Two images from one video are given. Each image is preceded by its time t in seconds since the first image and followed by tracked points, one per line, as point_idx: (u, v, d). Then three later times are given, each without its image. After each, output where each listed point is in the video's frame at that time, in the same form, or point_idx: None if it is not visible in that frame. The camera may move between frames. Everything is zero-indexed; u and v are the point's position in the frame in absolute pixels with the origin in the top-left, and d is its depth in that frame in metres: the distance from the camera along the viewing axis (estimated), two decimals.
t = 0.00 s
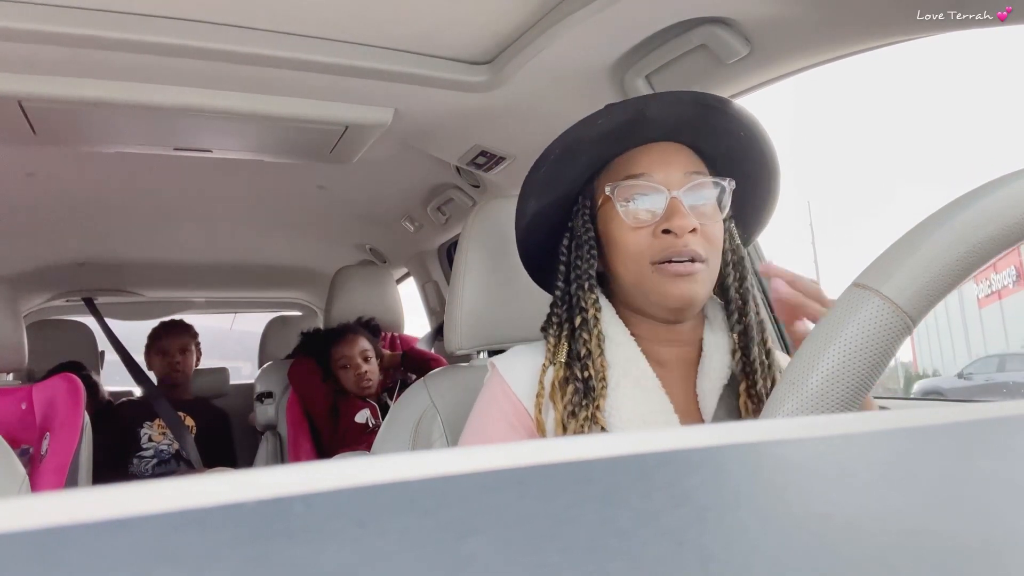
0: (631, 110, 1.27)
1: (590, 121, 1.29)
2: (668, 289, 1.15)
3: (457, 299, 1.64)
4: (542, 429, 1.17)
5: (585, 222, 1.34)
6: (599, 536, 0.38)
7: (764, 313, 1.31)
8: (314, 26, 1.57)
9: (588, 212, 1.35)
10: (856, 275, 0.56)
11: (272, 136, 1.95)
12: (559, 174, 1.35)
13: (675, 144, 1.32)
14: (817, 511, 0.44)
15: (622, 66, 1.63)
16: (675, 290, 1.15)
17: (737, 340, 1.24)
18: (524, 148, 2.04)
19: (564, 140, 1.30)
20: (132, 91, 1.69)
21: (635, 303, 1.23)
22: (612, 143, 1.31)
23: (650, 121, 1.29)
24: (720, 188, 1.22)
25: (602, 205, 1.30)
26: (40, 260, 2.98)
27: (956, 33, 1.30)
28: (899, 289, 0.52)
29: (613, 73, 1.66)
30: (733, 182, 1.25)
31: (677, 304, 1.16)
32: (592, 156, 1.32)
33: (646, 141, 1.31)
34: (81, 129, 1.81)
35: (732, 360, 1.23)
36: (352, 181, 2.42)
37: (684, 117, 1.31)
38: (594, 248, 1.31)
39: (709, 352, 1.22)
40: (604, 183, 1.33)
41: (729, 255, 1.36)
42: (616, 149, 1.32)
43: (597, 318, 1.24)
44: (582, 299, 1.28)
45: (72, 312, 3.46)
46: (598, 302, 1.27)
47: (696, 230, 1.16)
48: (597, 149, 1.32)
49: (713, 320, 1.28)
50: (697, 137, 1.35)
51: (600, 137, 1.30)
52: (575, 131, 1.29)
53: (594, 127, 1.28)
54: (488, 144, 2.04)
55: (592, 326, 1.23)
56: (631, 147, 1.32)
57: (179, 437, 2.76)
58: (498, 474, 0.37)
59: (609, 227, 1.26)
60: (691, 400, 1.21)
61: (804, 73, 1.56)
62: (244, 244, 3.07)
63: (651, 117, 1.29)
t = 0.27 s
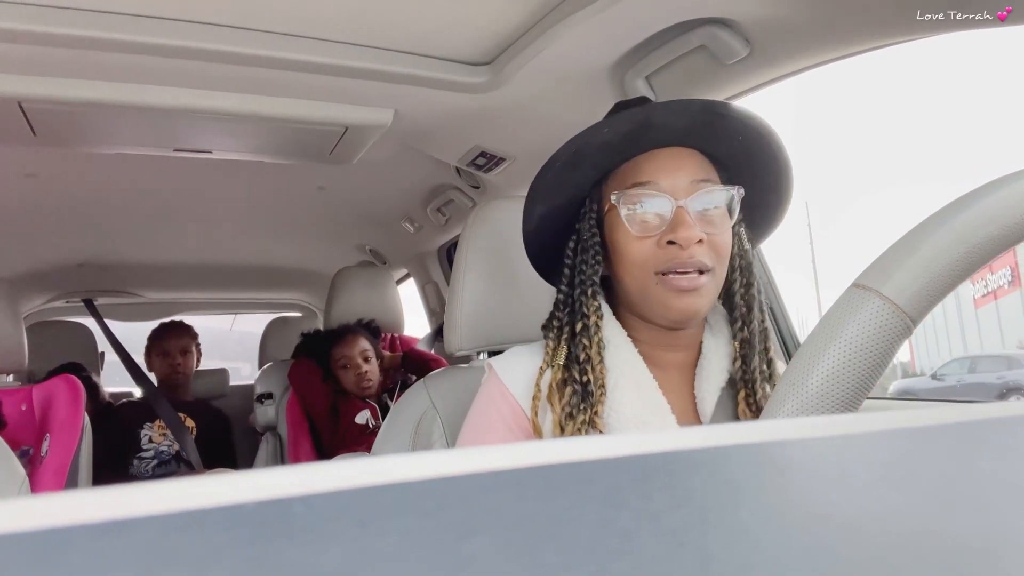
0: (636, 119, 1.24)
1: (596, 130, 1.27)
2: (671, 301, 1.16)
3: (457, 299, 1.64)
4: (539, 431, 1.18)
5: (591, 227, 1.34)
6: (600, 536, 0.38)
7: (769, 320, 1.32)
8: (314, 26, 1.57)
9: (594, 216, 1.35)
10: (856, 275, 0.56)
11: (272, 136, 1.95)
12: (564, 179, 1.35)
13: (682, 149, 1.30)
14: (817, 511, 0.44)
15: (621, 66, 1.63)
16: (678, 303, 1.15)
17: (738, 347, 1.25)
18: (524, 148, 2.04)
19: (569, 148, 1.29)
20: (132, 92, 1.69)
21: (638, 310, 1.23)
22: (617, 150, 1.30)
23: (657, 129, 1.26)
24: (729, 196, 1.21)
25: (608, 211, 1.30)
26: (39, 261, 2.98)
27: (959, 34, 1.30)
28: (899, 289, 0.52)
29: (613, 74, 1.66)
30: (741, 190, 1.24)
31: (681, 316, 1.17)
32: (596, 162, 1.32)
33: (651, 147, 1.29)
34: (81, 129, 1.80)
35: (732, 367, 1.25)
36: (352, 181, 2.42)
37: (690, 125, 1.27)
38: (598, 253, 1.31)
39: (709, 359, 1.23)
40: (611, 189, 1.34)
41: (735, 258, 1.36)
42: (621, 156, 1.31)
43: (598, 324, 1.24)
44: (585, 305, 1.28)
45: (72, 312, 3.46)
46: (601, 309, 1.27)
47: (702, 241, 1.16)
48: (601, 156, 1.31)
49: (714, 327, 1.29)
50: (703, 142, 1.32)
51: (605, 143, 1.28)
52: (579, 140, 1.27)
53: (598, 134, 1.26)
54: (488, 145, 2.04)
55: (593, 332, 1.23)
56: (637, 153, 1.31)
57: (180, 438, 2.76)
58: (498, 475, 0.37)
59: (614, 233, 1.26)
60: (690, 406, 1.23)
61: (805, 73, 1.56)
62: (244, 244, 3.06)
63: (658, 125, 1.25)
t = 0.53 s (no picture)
0: (643, 117, 1.25)
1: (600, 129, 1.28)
2: (682, 300, 1.16)
3: (457, 300, 1.65)
4: (547, 433, 1.17)
5: (600, 229, 1.35)
6: (600, 537, 0.38)
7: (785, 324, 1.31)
8: (313, 27, 1.57)
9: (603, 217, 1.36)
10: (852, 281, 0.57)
11: (272, 137, 1.95)
12: (571, 180, 1.36)
13: (689, 148, 1.31)
14: (818, 512, 0.44)
15: (621, 67, 1.63)
16: (689, 301, 1.15)
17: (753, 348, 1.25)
18: (524, 149, 2.04)
19: (575, 148, 1.30)
20: (132, 93, 1.69)
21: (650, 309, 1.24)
22: (623, 150, 1.30)
23: (664, 127, 1.27)
24: (741, 192, 1.20)
25: (617, 212, 1.30)
26: (39, 261, 2.98)
27: (960, 33, 1.31)
28: (893, 296, 0.53)
29: (613, 74, 1.66)
30: (753, 186, 1.23)
31: (693, 313, 1.17)
32: (603, 161, 1.32)
33: (658, 147, 1.30)
34: (80, 130, 1.80)
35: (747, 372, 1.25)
36: (352, 182, 2.42)
37: (696, 124, 1.28)
38: (608, 255, 1.31)
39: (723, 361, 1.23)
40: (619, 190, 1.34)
41: (750, 259, 1.36)
42: (628, 156, 1.32)
43: (609, 327, 1.24)
44: (595, 306, 1.28)
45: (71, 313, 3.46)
46: (610, 311, 1.27)
47: (712, 238, 1.15)
48: (607, 156, 1.31)
49: (729, 328, 1.29)
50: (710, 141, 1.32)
51: (611, 144, 1.29)
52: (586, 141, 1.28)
53: (605, 134, 1.27)
54: (488, 145, 2.04)
55: (604, 335, 1.23)
56: (643, 154, 1.31)
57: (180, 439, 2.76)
58: (500, 475, 0.37)
59: (624, 233, 1.27)
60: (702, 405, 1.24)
61: (805, 75, 1.56)
62: (244, 245, 3.06)
63: (665, 123, 1.26)
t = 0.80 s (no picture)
0: (631, 121, 1.25)
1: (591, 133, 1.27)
2: (667, 300, 1.15)
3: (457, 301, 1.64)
4: (541, 430, 1.17)
5: (589, 229, 1.36)
6: (600, 536, 0.38)
7: (770, 320, 1.32)
8: (314, 26, 1.57)
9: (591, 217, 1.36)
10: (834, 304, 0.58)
11: (272, 137, 1.95)
12: (561, 181, 1.36)
13: (677, 150, 1.31)
14: (818, 511, 0.44)
15: (621, 66, 1.63)
16: (673, 302, 1.15)
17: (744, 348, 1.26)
18: (524, 149, 2.05)
19: (565, 150, 1.30)
20: (132, 92, 1.69)
21: (637, 310, 1.23)
22: (612, 152, 1.31)
23: (652, 131, 1.27)
24: (724, 196, 1.21)
25: (604, 213, 1.31)
26: (39, 261, 2.98)
27: (961, 34, 1.31)
28: (872, 320, 0.54)
29: (613, 74, 1.66)
30: (736, 190, 1.24)
31: (678, 313, 1.16)
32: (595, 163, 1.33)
33: (646, 150, 1.30)
34: (81, 129, 1.80)
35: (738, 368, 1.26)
36: (352, 181, 2.42)
37: (686, 126, 1.28)
38: (597, 256, 1.33)
39: (715, 361, 1.24)
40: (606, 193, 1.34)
41: (733, 258, 1.36)
42: (618, 158, 1.32)
43: (597, 323, 1.25)
44: (584, 305, 1.28)
45: (71, 312, 3.46)
46: (599, 310, 1.27)
47: (697, 241, 1.15)
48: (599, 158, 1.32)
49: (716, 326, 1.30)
50: (699, 142, 1.33)
51: (601, 146, 1.29)
52: (574, 144, 1.28)
53: (594, 138, 1.27)
54: (488, 145, 2.04)
55: (593, 332, 1.23)
56: (631, 156, 1.32)
57: (179, 438, 2.76)
58: (498, 475, 0.38)
59: (611, 234, 1.27)
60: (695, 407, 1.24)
61: (805, 75, 1.56)
62: (244, 244, 3.07)
63: (653, 127, 1.26)
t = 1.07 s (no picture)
0: (634, 126, 1.24)
1: (594, 137, 1.27)
2: (667, 307, 1.16)
3: (457, 299, 1.64)
4: (536, 431, 1.18)
5: (589, 230, 1.35)
6: (599, 536, 0.38)
7: (767, 324, 1.31)
8: (315, 25, 1.57)
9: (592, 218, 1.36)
10: (834, 300, 0.58)
11: (272, 136, 1.96)
12: (562, 182, 1.36)
13: (680, 155, 1.30)
14: (815, 511, 0.44)
15: (621, 66, 1.63)
16: (673, 309, 1.16)
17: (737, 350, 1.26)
18: (524, 148, 2.05)
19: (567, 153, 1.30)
20: (132, 91, 1.69)
21: (634, 314, 1.24)
22: (615, 155, 1.30)
23: (656, 136, 1.26)
24: (728, 204, 1.21)
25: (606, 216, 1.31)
26: (39, 259, 2.98)
27: (959, 34, 1.31)
28: (872, 318, 0.55)
29: (613, 73, 1.67)
30: (740, 198, 1.24)
31: (675, 320, 1.17)
32: (597, 166, 1.32)
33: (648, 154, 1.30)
34: (81, 128, 1.81)
35: (730, 371, 1.26)
36: (352, 180, 2.42)
37: (691, 134, 1.28)
38: (597, 256, 1.32)
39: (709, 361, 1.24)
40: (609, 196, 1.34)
41: (733, 259, 1.36)
42: (620, 161, 1.32)
43: (594, 327, 1.25)
44: (582, 308, 1.28)
45: (71, 311, 3.46)
46: (597, 314, 1.27)
47: (697, 249, 1.15)
48: (602, 162, 1.31)
49: (712, 328, 1.30)
50: (704, 148, 1.31)
51: (603, 149, 1.28)
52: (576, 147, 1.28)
53: (596, 141, 1.27)
54: (487, 144, 2.05)
55: (590, 335, 1.23)
56: (634, 159, 1.31)
57: (179, 437, 2.77)
58: (497, 474, 0.38)
59: (612, 235, 1.27)
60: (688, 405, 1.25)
61: (805, 74, 1.56)
62: (244, 243, 3.07)
63: (657, 132, 1.25)
